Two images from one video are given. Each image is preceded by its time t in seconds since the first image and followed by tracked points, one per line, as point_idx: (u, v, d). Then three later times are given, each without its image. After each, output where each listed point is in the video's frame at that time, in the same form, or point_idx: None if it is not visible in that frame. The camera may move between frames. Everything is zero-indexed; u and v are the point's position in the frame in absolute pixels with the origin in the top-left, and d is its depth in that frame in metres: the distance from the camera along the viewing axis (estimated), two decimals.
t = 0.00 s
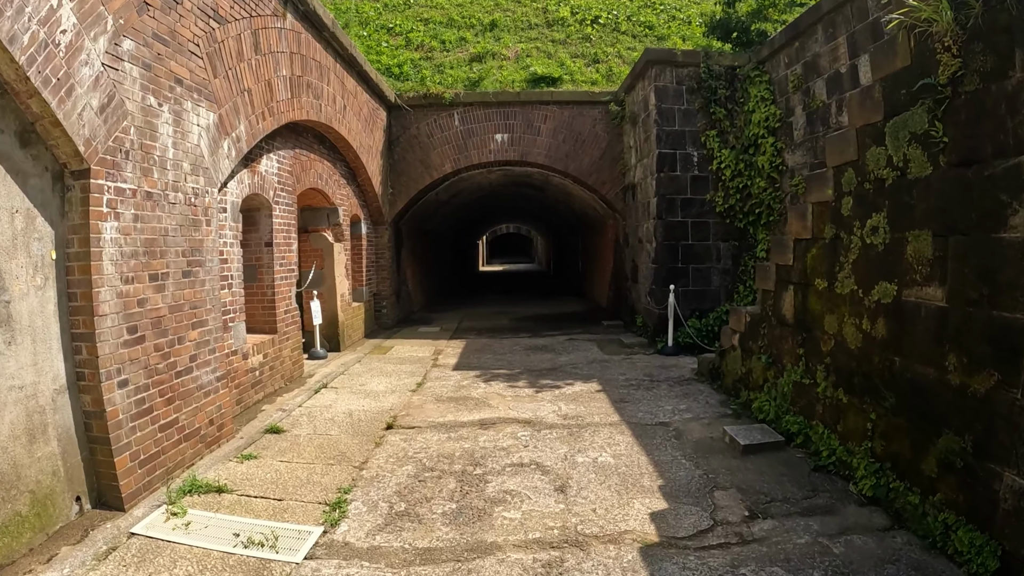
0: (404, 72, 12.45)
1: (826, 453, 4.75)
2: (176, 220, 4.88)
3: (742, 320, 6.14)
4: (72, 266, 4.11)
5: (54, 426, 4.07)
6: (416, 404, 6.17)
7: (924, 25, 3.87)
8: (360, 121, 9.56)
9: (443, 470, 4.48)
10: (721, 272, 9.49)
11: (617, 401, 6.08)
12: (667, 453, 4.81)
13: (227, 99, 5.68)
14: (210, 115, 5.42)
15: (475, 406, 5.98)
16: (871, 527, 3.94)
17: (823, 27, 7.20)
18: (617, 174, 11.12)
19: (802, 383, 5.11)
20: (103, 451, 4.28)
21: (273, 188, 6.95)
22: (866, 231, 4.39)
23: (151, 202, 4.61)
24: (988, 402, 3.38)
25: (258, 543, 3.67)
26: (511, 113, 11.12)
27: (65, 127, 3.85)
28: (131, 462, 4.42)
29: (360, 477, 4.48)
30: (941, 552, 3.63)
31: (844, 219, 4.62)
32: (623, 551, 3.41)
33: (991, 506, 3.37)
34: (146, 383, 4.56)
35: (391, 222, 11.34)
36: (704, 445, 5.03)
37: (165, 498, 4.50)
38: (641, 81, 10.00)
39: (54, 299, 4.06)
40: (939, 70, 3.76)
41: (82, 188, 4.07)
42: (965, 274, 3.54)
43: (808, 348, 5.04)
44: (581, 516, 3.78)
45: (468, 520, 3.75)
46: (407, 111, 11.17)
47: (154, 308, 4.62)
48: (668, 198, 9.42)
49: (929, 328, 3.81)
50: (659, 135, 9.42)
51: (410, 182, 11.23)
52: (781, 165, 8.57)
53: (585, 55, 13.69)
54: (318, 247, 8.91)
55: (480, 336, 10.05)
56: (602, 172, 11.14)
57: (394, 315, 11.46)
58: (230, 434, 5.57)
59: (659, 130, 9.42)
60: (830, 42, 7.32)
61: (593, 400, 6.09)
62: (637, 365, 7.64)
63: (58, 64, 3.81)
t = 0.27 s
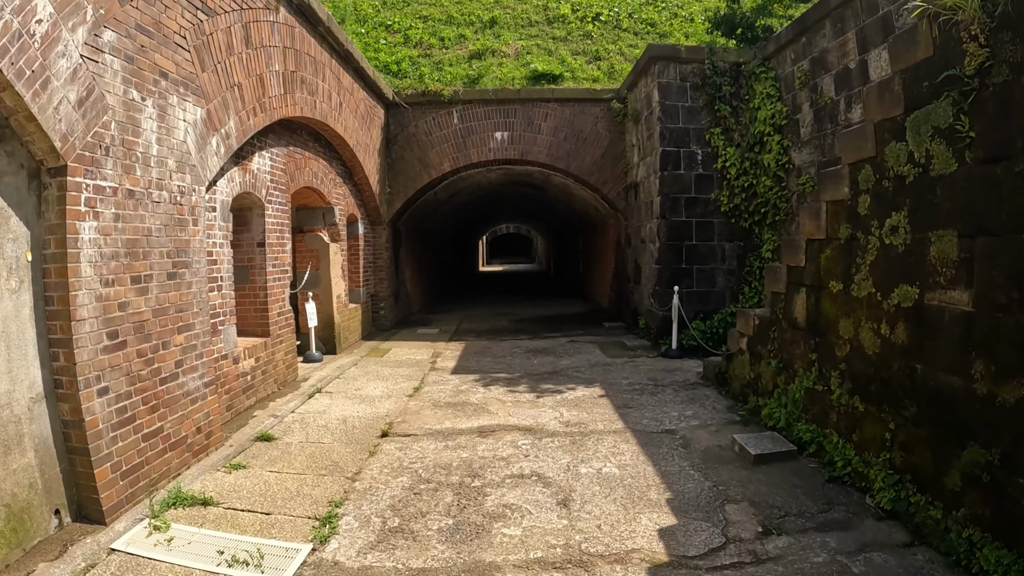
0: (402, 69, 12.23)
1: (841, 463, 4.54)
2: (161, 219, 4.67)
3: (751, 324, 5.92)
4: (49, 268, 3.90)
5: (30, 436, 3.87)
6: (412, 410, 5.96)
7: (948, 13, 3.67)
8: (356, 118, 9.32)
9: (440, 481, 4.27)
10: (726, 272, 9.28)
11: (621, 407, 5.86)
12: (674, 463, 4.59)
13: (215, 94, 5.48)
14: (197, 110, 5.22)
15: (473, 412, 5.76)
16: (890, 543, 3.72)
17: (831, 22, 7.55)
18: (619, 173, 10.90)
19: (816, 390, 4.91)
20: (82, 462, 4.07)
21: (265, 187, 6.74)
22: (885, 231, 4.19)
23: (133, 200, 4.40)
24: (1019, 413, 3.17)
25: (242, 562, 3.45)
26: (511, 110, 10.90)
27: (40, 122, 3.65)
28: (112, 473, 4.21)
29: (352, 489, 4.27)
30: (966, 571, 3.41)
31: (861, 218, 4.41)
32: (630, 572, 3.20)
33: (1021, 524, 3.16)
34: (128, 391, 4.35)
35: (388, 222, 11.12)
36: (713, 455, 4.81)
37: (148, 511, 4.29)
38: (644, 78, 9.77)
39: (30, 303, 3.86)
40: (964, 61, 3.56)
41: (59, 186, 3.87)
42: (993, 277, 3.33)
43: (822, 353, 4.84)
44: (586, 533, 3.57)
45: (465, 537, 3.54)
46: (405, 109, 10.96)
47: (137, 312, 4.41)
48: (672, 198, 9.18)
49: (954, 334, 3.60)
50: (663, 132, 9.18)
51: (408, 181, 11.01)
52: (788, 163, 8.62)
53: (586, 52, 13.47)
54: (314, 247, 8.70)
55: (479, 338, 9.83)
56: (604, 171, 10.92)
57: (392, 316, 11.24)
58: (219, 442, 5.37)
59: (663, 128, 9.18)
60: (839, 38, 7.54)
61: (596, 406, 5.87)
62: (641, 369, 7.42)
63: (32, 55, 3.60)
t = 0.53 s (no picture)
0: (401, 64, 11.99)
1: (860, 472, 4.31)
2: (143, 214, 4.44)
3: (762, 324, 5.68)
4: (23, 266, 3.68)
5: (2, 444, 3.65)
6: (409, 414, 5.72)
7: None
8: (353, 113, 9.08)
9: (437, 492, 4.03)
10: (732, 271, 9.05)
11: (626, 411, 5.62)
12: (685, 472, 4.36)
13: (203, 84, 5.26)
14: (184, 100, 5.01)
15: (473, 417, 5.53)
16: (915, 557, 3.49)
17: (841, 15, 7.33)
18: (622, 170, 10.67)
19: (832, 394, 4.68)
20: (59, 471, 3.85)
21: (257, 182, 6.51)
22: (908, 226, 3.96)
23: (113, 195, 4.17)
24: None
25: None
26: (511, 106, 10.67)
27: (11, 111, 3.42)
28: (91, 482, 3.99)
29: (344, 500, 4.04)
30: None
31: (881, 213, 4.19)
32: None
33: None
34: (108, 396, 4.13)
35: (386, 220, 10.88)
36: (724, 462, 4.58)
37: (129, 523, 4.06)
38: (647, 72, 9.53)
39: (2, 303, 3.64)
40: (996, 44, 3.33)
41: (32, 179, 3.64)
42: None
43: (839, 355, 4.61)
44: (592, 549, 3.33)
45: (463, 554, 3.30)
46: (403, 105, 10.73)
47: (117, 312, 4.19)
48: (677, 195, 8.93)
49: (985, 335, 3.37)
50: (668, 128, 8.93)
51: (406, 178, 10.77)
52: (796, 159, 8.45)
53: (588, 48, 13.22)
54: (309, 245, 8.47)
55: (479, 339, 9.60)
56: (607, 168, 10.69)
57: (390, 317, 11.00)
58: (207, 448, 5.17)
59: (667, 124, 8.93)
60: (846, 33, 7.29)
61: (600, 410, 5.63)
62: (646, 371, 7.18)
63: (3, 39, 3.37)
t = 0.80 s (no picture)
0: (400, 60, 11.74)
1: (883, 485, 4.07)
2: (124, 211, 4.22)
3: (776, 327, 5.44)
4: None
5: None
6: (406, 421, 5.47)
7: None
8: (350, 109, 8.84)
9: (435, 507, 3.79)
10: (739, 271, 8.80)
11: (634, 418, 5.38)
12: (697, 484, 4.12)
13: (191, 76, 5.04)
14: (169, 92, 4.78)
15: (473, 424, 5.28)
16: None
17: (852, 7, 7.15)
18: (626, 168, 10.42)
19: (853, 402, 4.44)
20: (34, 484, 3.61)
21: (249, 179, 6.27)
22: (936, 224, 3.72)
23: (91, 190, 3.94)
24: None
25: None
26: (512, 103, 10.43)
27: None
28: (69, 496, 3.75)
29: (337, 515, 3.80)
30: None
31: (907, 211, 3.95)
32: None
33: None
34: (86, 404, 3.90)
35: (384, 219, 10.64)
36: (738, 473, 4.34)
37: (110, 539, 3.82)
38: (652, 68, 9.28)
39: None
40: None
41: (3, 173, 3.40)
42: None
43: (860, 360, 4.38)
44: (602, 572, 3.09)
45: None
46: (402, 101, 10.48)
47: (96, 315, 3.96)
48: (683, 193, 8.67)
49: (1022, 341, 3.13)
50: (673, 124, 8.67)
51: (405, 176, 10.53)
52: (805, 156, 8.16)
53: (590, 44, 12.95)
54: (305, 245, 8.24)
55: (479, 341, 9.35)
56: (610, 166, 10.44)
57: (389, 318, 10.76)
58: (195, 457, 4.96)
59: (673, 120, 8.67)
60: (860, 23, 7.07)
61: (607, 417, 5.39)
62: (652, 375, 6.94)
63: None
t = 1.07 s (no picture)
0: (399, 57, 11.50)
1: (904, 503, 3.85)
2: (103, 215, 4.03)
3: (789, 335, 5.22)
4: None
5: None
6: (403, 431, 5.25)
7: None
8: (346, 107, 8.61)
9: (431, 528, 3.57)
10: (746, 274, 8.57)
11: (640, 429, 5.16)
12: (708, 502, 3.90)
13: (176, 71, 4.84)
14: (153, 88, 4.58)
15: (472, 435, 5.06)
16: None
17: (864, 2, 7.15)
18: (629, 167, 10.19)
19: (873, 415, 4.22)
20: (6, 504, 3.40)
21: (240, 179, 6.07)
22: (964, 228, 3.50)
23: (67, 192, 3.75)
24: None
25: None
26: (513, 101, 10.20)
27: None
28: (45, 515, 3.54)
29: (327, 536, 3.58)
30: None
31: (933, 215, 3.74)
32: None
33: None
34: (62, 419, 3.69)
35: (382, 220, 10.40)
36: (751, 490, 4.12)
37: (88, 560, 3.61)
38: (657, 65, 9.05)
39: None
40: None
41: None
42: None
43: (881, 371, 4.16)
44: None
45: None
46: (401, 99, 10.25)
47: (71, 323, 3.77)
48: (689, 193, 8.40)
49: None
50: (679, 123, 8.42)
51: (403, 176, 10.30)
52: (814, 156, 8.10)
53: (592, 41, 12.70)
54: (300, 246, 8.01)
55: (479, 344, 9.12)
56: (613, 165, 10.21)
57: (387, 320, 10.53)
58: (180, 470, 4.76)
59: (678, 118, 8.42)
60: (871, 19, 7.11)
61: (612, 428, 5.17)
62: (658, 381, 6.71)
63: None
